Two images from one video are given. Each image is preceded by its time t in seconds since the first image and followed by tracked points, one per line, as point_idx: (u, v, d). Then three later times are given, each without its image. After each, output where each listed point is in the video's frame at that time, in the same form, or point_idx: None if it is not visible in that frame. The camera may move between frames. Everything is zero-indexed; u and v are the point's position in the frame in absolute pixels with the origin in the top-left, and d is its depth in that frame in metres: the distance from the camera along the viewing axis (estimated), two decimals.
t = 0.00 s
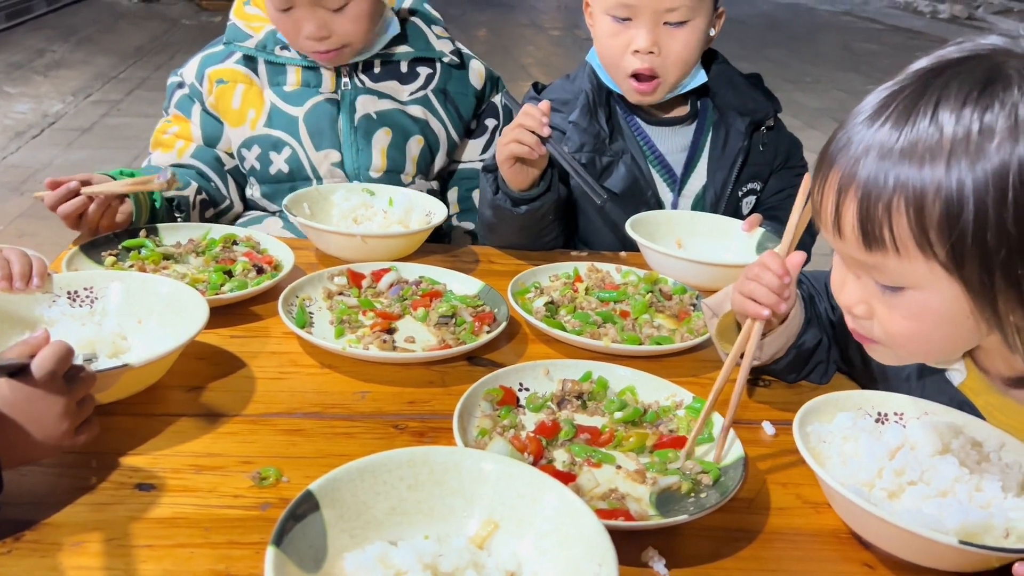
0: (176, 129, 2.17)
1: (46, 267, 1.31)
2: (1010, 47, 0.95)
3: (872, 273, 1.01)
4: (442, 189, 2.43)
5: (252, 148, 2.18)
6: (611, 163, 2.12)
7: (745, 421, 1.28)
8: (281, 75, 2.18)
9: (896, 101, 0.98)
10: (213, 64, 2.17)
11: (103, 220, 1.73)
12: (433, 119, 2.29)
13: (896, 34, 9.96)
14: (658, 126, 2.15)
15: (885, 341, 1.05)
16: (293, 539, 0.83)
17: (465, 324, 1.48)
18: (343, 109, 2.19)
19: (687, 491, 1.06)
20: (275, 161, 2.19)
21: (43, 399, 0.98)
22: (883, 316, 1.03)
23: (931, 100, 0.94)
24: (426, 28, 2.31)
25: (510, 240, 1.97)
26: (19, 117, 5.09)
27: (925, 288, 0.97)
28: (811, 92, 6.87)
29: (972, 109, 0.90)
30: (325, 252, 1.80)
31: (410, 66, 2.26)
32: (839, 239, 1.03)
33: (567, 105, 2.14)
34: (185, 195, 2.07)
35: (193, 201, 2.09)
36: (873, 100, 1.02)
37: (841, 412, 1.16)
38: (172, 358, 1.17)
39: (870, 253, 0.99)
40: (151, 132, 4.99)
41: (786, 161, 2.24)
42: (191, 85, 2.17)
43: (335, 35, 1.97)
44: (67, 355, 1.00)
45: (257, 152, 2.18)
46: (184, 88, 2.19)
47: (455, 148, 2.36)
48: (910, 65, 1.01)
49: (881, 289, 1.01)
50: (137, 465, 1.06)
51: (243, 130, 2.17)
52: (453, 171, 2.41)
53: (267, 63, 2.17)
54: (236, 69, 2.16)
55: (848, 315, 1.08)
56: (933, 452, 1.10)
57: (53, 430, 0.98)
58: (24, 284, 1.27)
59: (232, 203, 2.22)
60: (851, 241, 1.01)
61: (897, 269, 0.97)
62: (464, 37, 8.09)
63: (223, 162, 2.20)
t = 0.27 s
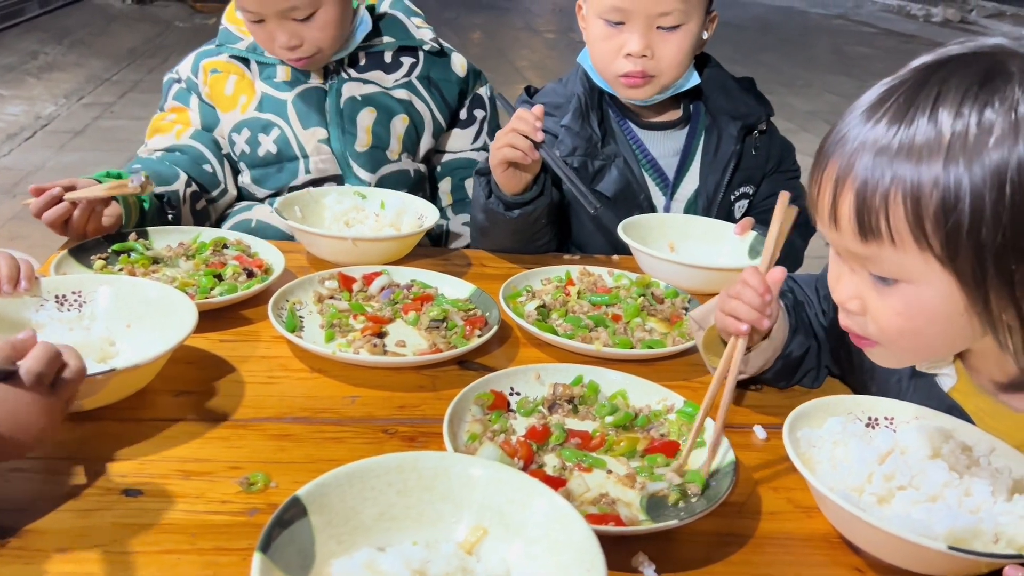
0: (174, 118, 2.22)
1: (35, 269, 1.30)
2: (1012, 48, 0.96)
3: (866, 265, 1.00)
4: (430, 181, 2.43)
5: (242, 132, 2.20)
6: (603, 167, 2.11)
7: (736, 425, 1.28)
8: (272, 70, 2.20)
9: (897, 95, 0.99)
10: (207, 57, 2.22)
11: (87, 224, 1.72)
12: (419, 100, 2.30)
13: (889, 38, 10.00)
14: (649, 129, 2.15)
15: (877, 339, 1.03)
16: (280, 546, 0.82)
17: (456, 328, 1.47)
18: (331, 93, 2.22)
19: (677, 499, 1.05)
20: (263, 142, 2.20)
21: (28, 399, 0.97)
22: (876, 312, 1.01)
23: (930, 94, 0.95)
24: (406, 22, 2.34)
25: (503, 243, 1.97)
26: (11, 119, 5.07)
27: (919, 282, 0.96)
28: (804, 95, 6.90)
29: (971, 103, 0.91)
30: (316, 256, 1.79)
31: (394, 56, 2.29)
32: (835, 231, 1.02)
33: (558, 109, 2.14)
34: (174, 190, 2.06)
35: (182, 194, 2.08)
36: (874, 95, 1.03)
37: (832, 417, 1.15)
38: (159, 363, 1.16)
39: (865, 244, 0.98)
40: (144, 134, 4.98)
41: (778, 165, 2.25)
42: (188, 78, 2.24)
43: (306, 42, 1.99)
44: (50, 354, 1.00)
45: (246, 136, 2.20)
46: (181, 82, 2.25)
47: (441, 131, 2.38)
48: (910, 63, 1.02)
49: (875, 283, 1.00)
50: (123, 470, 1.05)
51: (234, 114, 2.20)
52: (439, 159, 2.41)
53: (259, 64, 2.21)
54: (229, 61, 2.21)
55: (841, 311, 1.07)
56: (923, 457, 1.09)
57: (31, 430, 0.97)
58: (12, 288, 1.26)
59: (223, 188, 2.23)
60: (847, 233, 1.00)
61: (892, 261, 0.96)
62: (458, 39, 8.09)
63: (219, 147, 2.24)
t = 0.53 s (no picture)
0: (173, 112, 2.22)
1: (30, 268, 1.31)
2: None
3: (876, 259, 1.00)
4: (418, 174, 2.45)
5: (241, 120, 2.21)
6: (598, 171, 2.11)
7: (730, 428, 1.28)
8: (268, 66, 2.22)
9: (917, 88, 0.98)
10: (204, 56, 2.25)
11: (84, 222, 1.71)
12: (410, 89, 2.34)
13: (884, 41, 10.05)
14: (643, 133, 2.16)
15: (882, 333, 1.03)
16: (272, 550, 0.82)
17: (450, 331, 1.47)
18: (326, 85, 2.24)
19: (669, 503, 1.05)
20: (263, 130, 2.21)
21: None
22: (883, 306, 1.01)
23: (952, 91, 0.94)
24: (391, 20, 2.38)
25: (497, 247, 1.97)
26: (5, 122, 5.06)
27: (931, 279, 0.96)
28: (798, 99, 6.93)
29: (995, 100, 0.91)
30: (310, 259, 1.79)
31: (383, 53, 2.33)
32: (847, 224, 1.02)
33: (553, 113, 2.14)
34: (168, 189, 2.05)
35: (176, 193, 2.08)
36: (891, 88, 1.02)
37: (826, 420, 1.16)
38: (153, 366, 1.16)
39: (879, 238, 0.98)
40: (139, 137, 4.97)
41: (772, 169, 2.25)
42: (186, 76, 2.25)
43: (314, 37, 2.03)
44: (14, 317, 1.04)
45: (246, 125, 2.21)
46: (178, 81, 2.27)
47: (432, 120, 2.41)
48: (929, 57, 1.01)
49: (884, 277, 1.00)
50: (116, 474, 1.05)
51: (234, 104, 2.22)
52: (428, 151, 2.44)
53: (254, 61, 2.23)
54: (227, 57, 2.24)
55: (846, 305, 1.06)
56: (917, 460, 1.10)
57: None
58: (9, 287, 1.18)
59: (218, 177, 2.23)
60: (860, 225, 1.00)
61: (905, 256, 0.96)
62: (454, 42, 8.10)
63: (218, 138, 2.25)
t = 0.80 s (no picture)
0: (182, 113, 2.22)
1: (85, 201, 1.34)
2: None
3: (913, 245, 1.01)
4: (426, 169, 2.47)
5: (255, 119, 2.23)
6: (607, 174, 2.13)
7: (740, 429, 1.29)
8: (277, 66, 2.27)
9: (971, 78, 0.99)
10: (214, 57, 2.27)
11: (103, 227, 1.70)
12: (418, 86, 2.38)
13: (887, 46, 10.07)
14: (652, 137, 2.17)
15: (912, 319, 1.05)
16: (294, 546, 0.83)
17: (462, 333, 1.49)
18: (338, 80, 2.29)
19: (681, 502, 1.07)
20: (278, 128, 2.23)
21: (71, 267, 1.09)
22: (914, 293, 1.02)
23: (1006, 84, 0.96)
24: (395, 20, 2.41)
25: (504, 250, 1.99)
26: (13, 126, 5.10)
27: (968, 268, 0.98)
28: (802, 104, 6.95)
29: None
30: (322, 262, 1.81)
31: (390, 52, 2.37)
32: (887, 209, 1.03)
33: (562, 118, 2.17)
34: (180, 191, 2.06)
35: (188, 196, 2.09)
36: (941, 77, 1.04)
37: (836, 421, 1.17)
38: (173, 366, 1.18)
39: (919, 224, 0.99)
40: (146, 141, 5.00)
41: (779, 172, 2.27)
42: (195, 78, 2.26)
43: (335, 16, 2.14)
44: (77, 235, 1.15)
45: (260, 122, 2.23)
46: (187, 83, 2.28)
47: (438, 116, 2.45)
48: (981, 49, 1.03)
49: (919, 264, 1.01)
50: (136, 472, 1.06)
51: (246, 104, 2.23)
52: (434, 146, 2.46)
53: (263, 56, 2.27)
54: (237, 59, 2.26)
55: (878, 290, 1.08)
56: (927, 461, 1.11)
57: (66, 298, 1.08)
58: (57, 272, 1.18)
59: (230, 180, 2.24)
60: (900, 211, 1.01)
61: (945, 243, 0.98)
62: (458, 47, 8.14)
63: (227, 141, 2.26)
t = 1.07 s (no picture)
0: (183, 129, 2.25)
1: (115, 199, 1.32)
2: None
3: (924, 239, 1.02)
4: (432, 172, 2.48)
5: (261, 129, 2.25)
6: (614, 177, 2.15)
7: (745, 430, 1.30)
8: (279, 68, 2.28)
9: (990, 80, 1.02)
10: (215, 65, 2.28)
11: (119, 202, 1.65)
12: (423, 92, 2.39)
13: (892, 50, 10.08)
14: (660, 142, 2.18)
15: (917, 312, 1.05)
16: (306, 542, 0.85)
17: (469, 334, 1.50)
18: (343, 85, 2.29)
19: (687, 502, 1.08)
20: (284, 138, 2.26)
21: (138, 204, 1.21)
22: (922, 285, 1.03)
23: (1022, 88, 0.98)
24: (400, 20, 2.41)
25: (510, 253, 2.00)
26: (22, 129, 5.13)
27: (978, 264, 0.99)
28: (807, 108, 6.96)
29: None
30: (330, 264, 1.83)
31: (394, 54, 2.38)
32: (900, 202, 1.04)
33: (571, 121, 2.19)
34: (190, 199, 2.09)
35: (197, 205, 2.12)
36: (961, 78, 1.06)
37: (841, 422, 1.18)
38: (185, 365, 1.20)
39: (933, 217, 1.00)
40: (154, 143, 5.03)
41: (786, 177, 2.28)
42: (196, 90, 2.28)
43: (345, 6, 2.15)
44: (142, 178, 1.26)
45: (266, 133, 2.25)
46: (188, 95, 2.29)
47: (444, 121, 2.47)
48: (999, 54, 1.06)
49: (928, 258, 1.02)
50: (148, 470, 1.07)
51: (251, 114, 2.25)
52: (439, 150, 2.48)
53: (264, 58, 2.28)
54: (239, 67, 2.27)
55: (884, 282, 1.08)
56: (930, 462, 1.12)
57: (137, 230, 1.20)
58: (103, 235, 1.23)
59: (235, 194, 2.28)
60: (914, 204, 1.02)
61: (958, 238, 0.98)
62: (464, 50, 8.17)
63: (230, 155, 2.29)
